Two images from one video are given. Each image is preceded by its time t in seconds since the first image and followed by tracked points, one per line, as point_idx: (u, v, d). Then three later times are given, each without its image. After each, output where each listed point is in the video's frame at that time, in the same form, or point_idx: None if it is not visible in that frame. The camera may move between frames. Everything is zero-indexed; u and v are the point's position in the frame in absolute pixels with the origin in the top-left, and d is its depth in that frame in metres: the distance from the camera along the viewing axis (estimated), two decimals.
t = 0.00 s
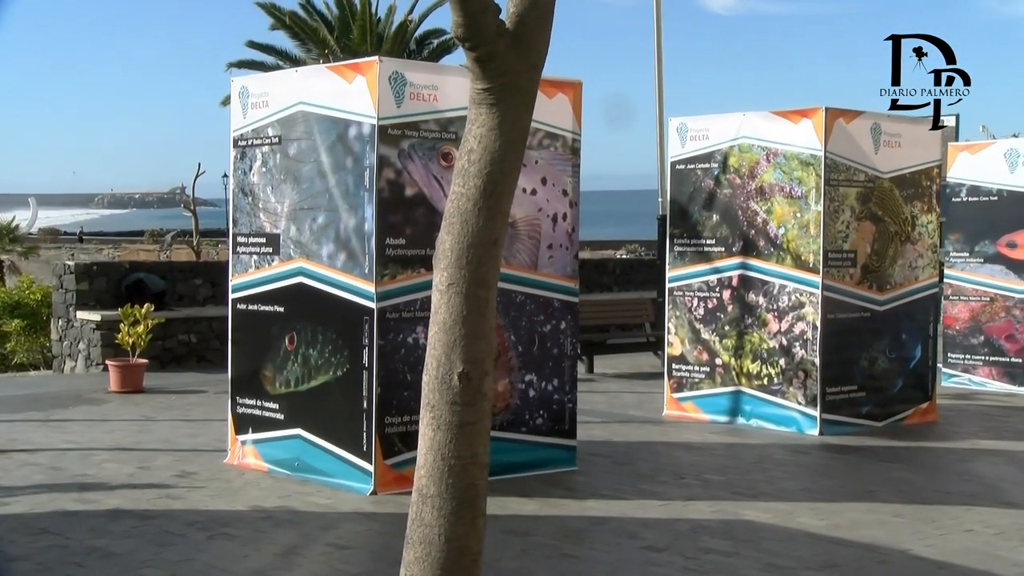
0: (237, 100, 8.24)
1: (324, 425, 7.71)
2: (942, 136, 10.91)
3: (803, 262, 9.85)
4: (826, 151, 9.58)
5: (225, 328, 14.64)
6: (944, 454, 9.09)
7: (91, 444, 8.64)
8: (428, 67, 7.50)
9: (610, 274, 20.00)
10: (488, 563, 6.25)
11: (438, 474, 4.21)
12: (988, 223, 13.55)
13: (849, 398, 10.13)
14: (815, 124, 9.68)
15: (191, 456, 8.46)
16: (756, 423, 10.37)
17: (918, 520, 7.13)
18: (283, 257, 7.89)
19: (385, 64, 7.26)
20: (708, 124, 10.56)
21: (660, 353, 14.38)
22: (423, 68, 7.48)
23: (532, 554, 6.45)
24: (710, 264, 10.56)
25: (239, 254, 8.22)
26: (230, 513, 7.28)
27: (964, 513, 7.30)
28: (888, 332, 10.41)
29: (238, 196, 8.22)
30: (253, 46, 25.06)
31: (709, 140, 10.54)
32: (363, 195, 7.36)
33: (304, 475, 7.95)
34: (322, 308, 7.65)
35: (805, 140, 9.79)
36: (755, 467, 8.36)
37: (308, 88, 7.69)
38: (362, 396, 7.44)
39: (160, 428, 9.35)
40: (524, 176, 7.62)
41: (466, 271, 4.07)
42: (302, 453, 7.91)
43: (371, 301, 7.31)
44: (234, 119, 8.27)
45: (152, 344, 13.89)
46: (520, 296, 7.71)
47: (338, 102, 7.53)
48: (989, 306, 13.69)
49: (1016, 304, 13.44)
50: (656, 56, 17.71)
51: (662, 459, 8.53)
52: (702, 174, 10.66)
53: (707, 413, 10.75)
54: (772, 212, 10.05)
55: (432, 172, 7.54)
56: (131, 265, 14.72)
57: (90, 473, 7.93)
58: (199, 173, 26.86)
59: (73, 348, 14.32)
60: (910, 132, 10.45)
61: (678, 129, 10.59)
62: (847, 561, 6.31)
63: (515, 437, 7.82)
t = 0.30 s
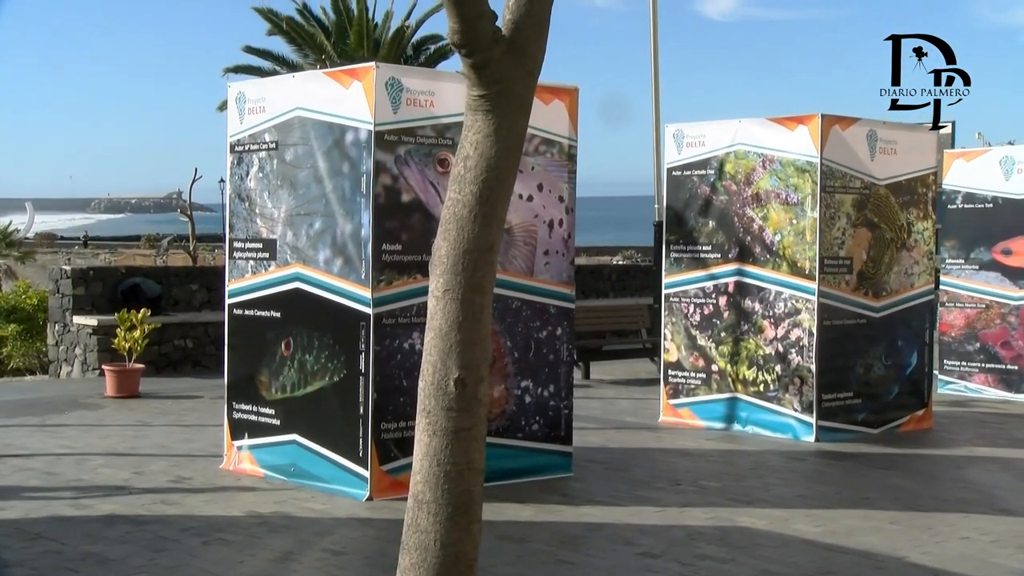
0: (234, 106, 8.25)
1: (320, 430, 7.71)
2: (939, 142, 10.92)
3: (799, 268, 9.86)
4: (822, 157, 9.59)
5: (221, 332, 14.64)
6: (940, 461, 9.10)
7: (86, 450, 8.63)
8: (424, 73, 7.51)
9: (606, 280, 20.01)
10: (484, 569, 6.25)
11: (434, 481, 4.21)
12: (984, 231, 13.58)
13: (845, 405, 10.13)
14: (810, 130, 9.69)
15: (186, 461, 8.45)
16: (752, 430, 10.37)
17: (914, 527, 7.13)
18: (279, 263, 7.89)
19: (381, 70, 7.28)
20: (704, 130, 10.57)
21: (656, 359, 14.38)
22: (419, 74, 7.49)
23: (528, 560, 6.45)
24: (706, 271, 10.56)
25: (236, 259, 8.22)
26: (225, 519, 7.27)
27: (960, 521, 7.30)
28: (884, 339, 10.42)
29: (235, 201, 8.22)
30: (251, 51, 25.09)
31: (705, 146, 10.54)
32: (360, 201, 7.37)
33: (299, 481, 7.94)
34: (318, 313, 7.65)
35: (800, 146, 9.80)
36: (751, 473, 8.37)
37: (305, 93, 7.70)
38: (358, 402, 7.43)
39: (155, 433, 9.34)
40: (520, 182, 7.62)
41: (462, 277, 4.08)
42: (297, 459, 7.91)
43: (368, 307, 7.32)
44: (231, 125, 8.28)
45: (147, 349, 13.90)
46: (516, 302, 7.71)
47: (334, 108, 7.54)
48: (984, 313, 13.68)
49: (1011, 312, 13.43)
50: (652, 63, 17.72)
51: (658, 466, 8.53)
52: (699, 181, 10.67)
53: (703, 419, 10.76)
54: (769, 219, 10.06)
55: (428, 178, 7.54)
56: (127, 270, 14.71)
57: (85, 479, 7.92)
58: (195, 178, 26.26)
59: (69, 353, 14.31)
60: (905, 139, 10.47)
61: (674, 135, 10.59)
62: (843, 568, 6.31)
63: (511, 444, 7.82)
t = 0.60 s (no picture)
0: (244, 112, 8.26)
1: (329, 436, 7.71)
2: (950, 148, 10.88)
3: (808, 275, 9.85)
4: (830, 164, 9.59)
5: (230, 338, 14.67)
6: (949, 469, 9.07)
7: (96, 454, 8.64)
8: (433, 79, 7.52)
9: (615, 286, 20.02)
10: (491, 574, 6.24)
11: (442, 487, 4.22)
12: (993, 238, 13.57)
13: (854, 412, 10.10)
14: (819, 137, 9.68)
15: (195, 466, 8.46)
16: (761, 436, 10.35)
17: (924, 536, 7.11)
18: (288, 268, 7.91)
19: (390, 76, 7.29)
20: (713, 137, 10.57)
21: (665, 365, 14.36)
22: (428, 80, 7.50)
23: (535, 566, 6.44)
24: (715, 277, 10.56)
25: (245, 265, 8.24)
26: (233, 523, 7.28)
27: (970, 529, 7.28)
28: (893, 346, 10.40)
29: (244, 207, 8.23)
30: (260, 58, 25.15)
31: (714, 153, 10.54)
32: (369, 207, 7.38)
33: (308, 486, 7.94)
34: (327, 319, 7.65)
35: (809, 153, 9.80)
36: (758, 480, 8.35)
37: (313, 99, 7.71)
38: (367, 407, 7.44)
39: (163, 438, 9.36)
40: (529, 188, 7.63)
41: (470, 282, 4.11)
42: (306, 464, 7.91)
43: (377, 312, 7.33)
44: (240, 131, 8.29)
45: (156, 354, 13.93)
46: (524, 308, 7.71)
47: (343, 114, 7.56)
48: (995, 320, 13.64)
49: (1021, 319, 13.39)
50: (661, 69, 17.72)
51: (665, 472, 8.51)
52: (708, 188, 10.67)
53: (711, 425, 10.74)
54: (778, 226, 10.05)
55: (437, 184, 7.55)
56: (137, 275, 14.75)
57: (94, 483, 7.93)
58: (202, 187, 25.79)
59: (79, 357, 14.35)
60: (915, 145, 10.45)
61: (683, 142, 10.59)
62: None
63: (519, 450, 7.81)
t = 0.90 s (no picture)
0: (270, 110, 8.29)
1: (356, 434, 7.73)
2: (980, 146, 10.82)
3: (835, 274, 9.81)
4: (858, 162, 9.54)
5: (256, 335, 14.72)
6: (979, 471, 9.01)
7: (125, 450, 8.69)
8: (459, 78, 7.53)
9: (641, 285, 20.00)
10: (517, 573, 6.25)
11: (469, 484, 4.32)
12: None
13: (881, 412, 10.05)
14: (847, 136, 9.64)
15: (222, 463, 8.49)
16: (788, 436, 10.32)
17: (954, 537, 7.06)
18: (315, 267, 7.93)
19: (417, 75, 7.30)
20: (740, 135, 10.54)
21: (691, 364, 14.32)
22: (454, 79, 7.50)
23: (561, 565, 6.44)
24: (741, 276, 10.54)
25: (271, 263, 8.26)
26: (260, 520, 7.30)
27: (1000, 532, 7.22)
28: (921, 346, 10.34)
29: (271, 205, 8.26)
30: (286, 57, 25.21)
31: (741, 152, 10.50)
32: (395, 205, 7.40)
33: (334, 483, 7.96)
34: (353, 317, 7.67)
35: (836, 152, 9.75)
36: (785, 480, 8.32)
37: (340, 98, 7.72)
38: (393, 405, 7.45)
39: (191, 435, 9.41)
40: (556, 187, 7.62)
41: (496, 281, 4.21)
42: (332, 461, 7.93)
43: (403, 310, 7.34)
44: (267, 129, 8.31)
45: (184, 352, 13.99)
46: (551, 306, 7.71)
47: (370, 113, 7.57)
48: None
49: None
50: (687, 67, 17.68)
51: (691, 471, 8.49)
52: (734, 186, 10.64)
53: (738, 425, 10.72)
54: (804, 225, 10.02)
55: (464, 183, 7.56)
56: (164, 273, 14.82)
57: (124, 479, 7.98)
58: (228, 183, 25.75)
59: (108, 355, 14.44)
60: (945, 144, 10.39)
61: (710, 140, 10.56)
62: None
63: (546, 448, 7.81)
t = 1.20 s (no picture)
0: (298, 110, 8.31)
1: (383, 433, 7.74)
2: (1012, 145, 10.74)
3: (863, 274, 9.77)
4: (887, 162, 9.50)
5: (283, 334, 14.77)
6: (1010, 473, 8.95)
7: (154, 449, 8.73)
8: (486, 78, 7.54)
9: (667, 285, 19.97)
10: (544, 572, 6.24)
11: (497, 484, 4.34)
12: None
13: (910, 413, 10.00)
14: (875, 135, 9.60)
15: (250, 461, 8.52)
16: (815, 436, 10.29)
17: (985, 540, 7.00)
18: (342, 266, 7.95)
19: (444, 74, 7.31)
20: (768, 134, 10.53)
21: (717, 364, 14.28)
22: (481, 79, 7.51)
23: (588, 565, 6.43)
24: (768, 276, 10.50)
25: (299, 262, 8.28)
26: (287, 519, 7.33)
27: None
28: (951, 346, 10.28)
29: (298, 204, 8.28)
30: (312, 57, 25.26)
31: (768, 151, 10.48)
32: (422, 205, 7.41)
33: (361, 482, 7.98)
34: (380, 316, 7.68)
35: (865, 151, 9.72)
36: (813, 480, 8.29)
37: (367, 97, 7.74)
38: (420, 404, 7.46)
39: (219, 433, 9.44)
40: (583, 186, 7.62)
41: (524, 279, 4.23)
42: (359, 460, 7.95)
43: (430, 309, 7.35)
44: (294, 128, 8.33)
45: (211, 351, 14.04)
46: (578, 306, 7.70)
47: (397, 113, 7.59)
48: None
49: None
50: (715, 66, 17.64)
51: (719, 471, 8.47)
52: (762, 186, 10.61)
53: (765, 425, 10.68)
54: (832, 224, 9.99)
55: (491, 182, 7.57)
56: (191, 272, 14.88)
57: (153, 476, 8.02)
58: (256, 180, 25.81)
59: (136, 353, 14.52)
60: (976, 143, 10.32)
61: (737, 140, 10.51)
62: None
63: (573, 448, 7.80)
